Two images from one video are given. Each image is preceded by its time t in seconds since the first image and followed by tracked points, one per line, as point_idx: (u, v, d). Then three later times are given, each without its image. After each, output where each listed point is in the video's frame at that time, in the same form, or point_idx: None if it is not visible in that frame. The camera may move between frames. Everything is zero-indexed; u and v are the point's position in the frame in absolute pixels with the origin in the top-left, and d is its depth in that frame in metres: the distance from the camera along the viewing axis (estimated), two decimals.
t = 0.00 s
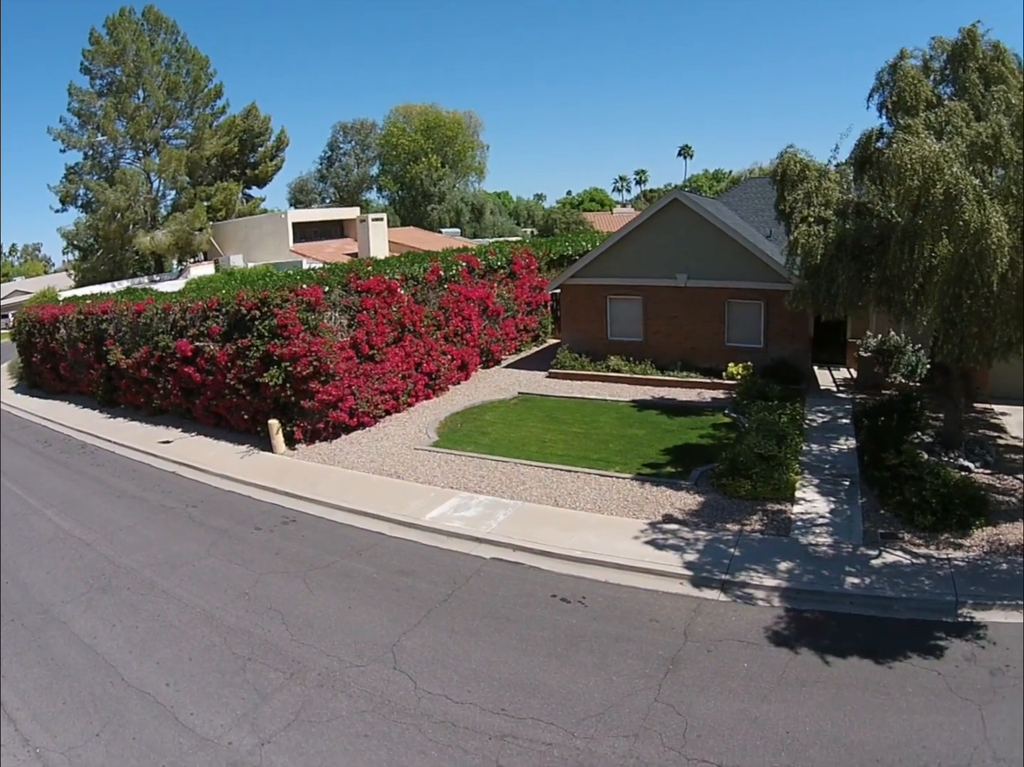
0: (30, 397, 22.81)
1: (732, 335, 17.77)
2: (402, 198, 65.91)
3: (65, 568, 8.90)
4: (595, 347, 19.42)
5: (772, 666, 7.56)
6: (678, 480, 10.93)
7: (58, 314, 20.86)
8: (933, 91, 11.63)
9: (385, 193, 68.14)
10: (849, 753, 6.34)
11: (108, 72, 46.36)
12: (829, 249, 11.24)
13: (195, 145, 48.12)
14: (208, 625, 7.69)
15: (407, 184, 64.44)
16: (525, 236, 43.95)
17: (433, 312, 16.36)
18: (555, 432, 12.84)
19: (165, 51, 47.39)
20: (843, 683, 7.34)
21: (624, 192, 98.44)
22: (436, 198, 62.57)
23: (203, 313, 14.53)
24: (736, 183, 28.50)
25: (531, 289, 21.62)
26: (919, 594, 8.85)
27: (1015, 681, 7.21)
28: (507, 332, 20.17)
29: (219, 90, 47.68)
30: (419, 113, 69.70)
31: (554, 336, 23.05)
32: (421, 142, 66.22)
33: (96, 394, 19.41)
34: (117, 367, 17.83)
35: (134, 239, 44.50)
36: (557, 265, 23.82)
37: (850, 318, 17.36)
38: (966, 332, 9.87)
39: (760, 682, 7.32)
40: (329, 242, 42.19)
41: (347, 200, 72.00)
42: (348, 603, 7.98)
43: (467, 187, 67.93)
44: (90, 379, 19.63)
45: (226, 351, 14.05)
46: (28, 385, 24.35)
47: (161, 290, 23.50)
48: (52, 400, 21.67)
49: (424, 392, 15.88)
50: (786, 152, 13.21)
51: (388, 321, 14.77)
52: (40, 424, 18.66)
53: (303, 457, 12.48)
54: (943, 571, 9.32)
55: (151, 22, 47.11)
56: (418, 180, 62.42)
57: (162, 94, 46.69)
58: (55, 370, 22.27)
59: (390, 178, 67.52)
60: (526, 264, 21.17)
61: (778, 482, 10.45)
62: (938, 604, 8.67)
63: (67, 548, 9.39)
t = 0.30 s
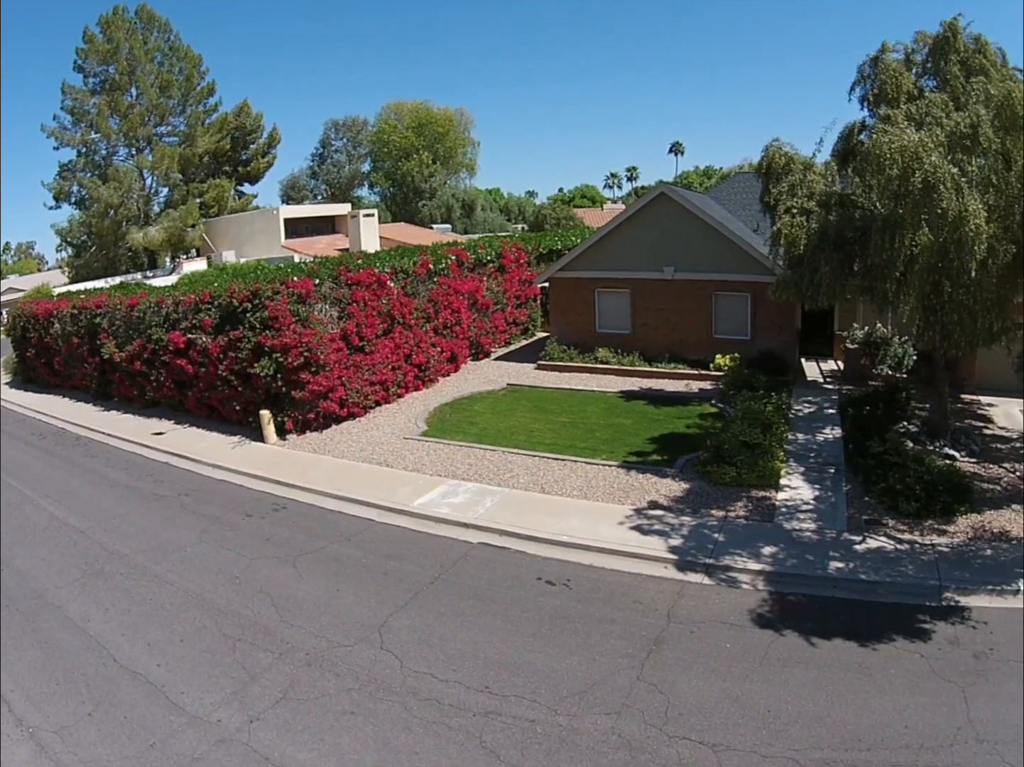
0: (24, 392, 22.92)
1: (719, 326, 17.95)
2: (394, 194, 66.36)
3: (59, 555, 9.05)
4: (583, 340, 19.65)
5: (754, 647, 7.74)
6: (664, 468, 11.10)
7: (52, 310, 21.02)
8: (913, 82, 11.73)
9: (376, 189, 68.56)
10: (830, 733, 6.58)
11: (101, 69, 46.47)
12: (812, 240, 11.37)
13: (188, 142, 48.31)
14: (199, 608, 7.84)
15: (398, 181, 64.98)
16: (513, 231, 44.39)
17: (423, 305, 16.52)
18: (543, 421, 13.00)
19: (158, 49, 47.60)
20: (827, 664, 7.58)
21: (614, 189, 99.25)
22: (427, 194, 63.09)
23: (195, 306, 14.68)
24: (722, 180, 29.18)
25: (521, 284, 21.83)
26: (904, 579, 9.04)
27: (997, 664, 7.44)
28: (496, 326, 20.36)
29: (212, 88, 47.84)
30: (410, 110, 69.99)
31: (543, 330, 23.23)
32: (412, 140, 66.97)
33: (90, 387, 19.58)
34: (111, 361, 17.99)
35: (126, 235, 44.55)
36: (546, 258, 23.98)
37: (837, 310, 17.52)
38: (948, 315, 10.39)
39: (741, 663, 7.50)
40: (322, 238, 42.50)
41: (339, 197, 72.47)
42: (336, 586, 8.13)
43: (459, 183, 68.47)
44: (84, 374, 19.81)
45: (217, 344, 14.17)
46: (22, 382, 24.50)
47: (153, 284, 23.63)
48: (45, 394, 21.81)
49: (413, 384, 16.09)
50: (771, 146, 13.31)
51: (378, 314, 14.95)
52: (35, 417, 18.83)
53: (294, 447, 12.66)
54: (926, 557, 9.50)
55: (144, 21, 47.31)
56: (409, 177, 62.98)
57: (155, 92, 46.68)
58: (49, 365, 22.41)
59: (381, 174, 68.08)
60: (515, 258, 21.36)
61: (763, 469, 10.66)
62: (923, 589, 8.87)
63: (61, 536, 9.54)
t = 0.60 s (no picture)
0: (15, 390, 23.04)
1: (704, 322, 18.18)
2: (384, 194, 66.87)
3: (50, 545, 9.18)
4: (570, 336, 19.88)
5: (734, 631, 7.91)
6: (648, 459, 11.27)
7: (44, 307, 21.20)
8: (893, 79, 12.04)
9: (367, 189, 69.11)
10: (809, 717, 6.78)
11: (92, 71, 46.53)
12: (793, 232, 11.60)
13: (179, 142, 48.54)
14: (187, 593, 7.99)
15: (389, 181, 65.72)
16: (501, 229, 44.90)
17: (410, 300, 16.74)
18: (528, 414, 13.17)
19: (150, 50, 47.88)
20: (807, 649, 7.78)
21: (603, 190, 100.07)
22: (416, 193, 64.09)
23: (186, 302, 14.85)
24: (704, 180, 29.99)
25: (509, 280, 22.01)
26: (885, 567, 9.25)
27: (977, 652, 7.67)
28: (484, 322, 20.54)
29: (203, 88, 48.08)
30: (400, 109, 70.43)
31: (531, 326, 23.43)
32: (403, 140, 67.52)
33: (81, 385, 19.75)
34: (102, 357, 18.14)
35: (118, 235, 44.62)
36: (534, 255, 24.27)
37: (822, 306, 17.71)
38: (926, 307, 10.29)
39: (720, 647, 7.66)
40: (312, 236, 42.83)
41: (329, 196, 73.06)
42: (322, 572, 8.28)
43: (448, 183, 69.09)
44: (75, 370, 19.97)
45: (208, 338, 14.35)
46: (15, 379, 24.65)
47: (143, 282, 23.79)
48: (36, 392, 21.94)
49: (402, 379, 16.29)
50: (754, 142, 13.54)
51: (366, 309, 15.13)
52: (27, 414, 19.01)
53: (283, 439, 12.79)
54: (906, 546, 9.70)
55: (135, 22, 47.60)
56: (399, 175, 64.02)
57: (146, 93, 46.94)
58: (40, 363, 22.54)
59: (371, 175, 68.78)
60: (503, 255, 21.56)
61: (745, 460, 10.86)
62: (905, 577, 9.09)
63: (52, 526, 9.68)
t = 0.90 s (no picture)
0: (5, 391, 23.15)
1: (685, 317, 18.60)
2: (370, 195, 67.69)
3: (38, 538, 9.30)
4: (553, 332, 20.24)
5: (712, 613, 8.06)
6: (629, 449, 11.44)
7: (32, 307, 21.37)
8: (869, 72, 12.15)
9: (353, 190, 69.80)
10: (787, 694, 6.99)
11: (80, 73, 46.81)
12: (771, 225, 11.78)
13: (167, 145, 48.80)
14: (173, 582, 8.13)
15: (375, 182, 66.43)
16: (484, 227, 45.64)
17: (394, 297, 17.04)
18: (510, 408, 13.36)
19: (137, 52, 48.24)
20: (788, 630, 7.96)
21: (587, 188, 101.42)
22: (402, 194, 64.87)
23: (172, 299, 15.04)
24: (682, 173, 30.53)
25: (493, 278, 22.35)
26: (864, 551, 9.45)
27: (956, 634, 7.89)
28: (467, 319, 20.79)
29: (191, 89, 48.33)
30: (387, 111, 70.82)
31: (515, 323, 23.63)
32: (387, 142, 67.61)
33: (69, 384, 19.98)
34: (90, 356, 18.33)
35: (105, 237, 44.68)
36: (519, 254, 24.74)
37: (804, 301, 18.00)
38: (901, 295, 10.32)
39: (698, 627, 7.83)
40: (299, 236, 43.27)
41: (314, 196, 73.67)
42: (305, 561, 8.43)
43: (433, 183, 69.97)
44: (64, 369, 20.13)
45: (195, 335, 14.56)
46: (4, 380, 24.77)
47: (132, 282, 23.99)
48: (25, 392, 22.11)
49: (387, 375, 16.57)
50: (735, 138, 13.74)
51: (351, 305, 15.42)
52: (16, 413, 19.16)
53: (270, 434, 12.94)
54: (886, 532, 9.89)
55: (123, 25, 47.95)
56: (385, 176, 64.70)
57: (134, 95, 47.27)
58: (28, 364, 22.69)
59: (357, 175, 69.49)
60: (487, 253, 21.92)
61: (725, 449, 11.06)
62: (884, 561, 9.29)
63: (41, 520, 9.81)
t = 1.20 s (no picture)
0: None
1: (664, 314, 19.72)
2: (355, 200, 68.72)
3: (27, 531, 9.26)
4: (533, 329, 21.22)
5: (690, 598, 8.16)
6: (607, 442, 11.55)
7: (23, 306, 21.58)
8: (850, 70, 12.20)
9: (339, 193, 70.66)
10: (768, 674, 7.17)
11: (77, 72, 47.24)
12: (749, 219, 11.91)
13: (158, 144, 48.98)
14: (159, 572, 8.15)
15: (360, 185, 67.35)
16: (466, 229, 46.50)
17: (377, 296, 17.48)
18: (491, 404, 13.47)
19: (133, 53, 48.49)
20: (766, 613, 8.11)
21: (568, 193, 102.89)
22: (388, 197, 65.88)
23: (161, 297, 15.50)
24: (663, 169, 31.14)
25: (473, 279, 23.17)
26: (843, 537, 9.69)
27: (939, 613, 8.30)
28: (448, 318, 21.59)
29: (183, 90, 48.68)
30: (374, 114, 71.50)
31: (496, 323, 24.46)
32: (375, 145, 69.21)
33: (58, 382, 20.30)
34: (79, 353, 18.68)
35: (95, 237, 44.70)
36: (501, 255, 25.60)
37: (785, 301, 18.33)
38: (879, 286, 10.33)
39: (675, 610, 7.94)
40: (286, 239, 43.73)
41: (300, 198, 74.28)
42: (288, 552, 8.49)
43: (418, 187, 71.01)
44: (54, 367, 20.35)
45: (182, 332, 15.03)
46: None
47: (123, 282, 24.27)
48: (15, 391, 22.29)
49: (368, 372, 17.07)
50: (717, 137, 13.93)
51: (333, 303, 15.91)
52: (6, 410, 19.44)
53: (253, 430, 12.99)
54: (866, 518, 10.16)
55: (120, 24, 48.11)
56: (371, 180, 65.61)
57: (128, 94, 47.49)
58: (20, 364, 22.88)
59: (344, 178, 70.39)
60: (469, 254, 22.67)
61: (703, 442, 11.15)
62: (863, 546, 9.55)
63: (30, 513, 9.79)
